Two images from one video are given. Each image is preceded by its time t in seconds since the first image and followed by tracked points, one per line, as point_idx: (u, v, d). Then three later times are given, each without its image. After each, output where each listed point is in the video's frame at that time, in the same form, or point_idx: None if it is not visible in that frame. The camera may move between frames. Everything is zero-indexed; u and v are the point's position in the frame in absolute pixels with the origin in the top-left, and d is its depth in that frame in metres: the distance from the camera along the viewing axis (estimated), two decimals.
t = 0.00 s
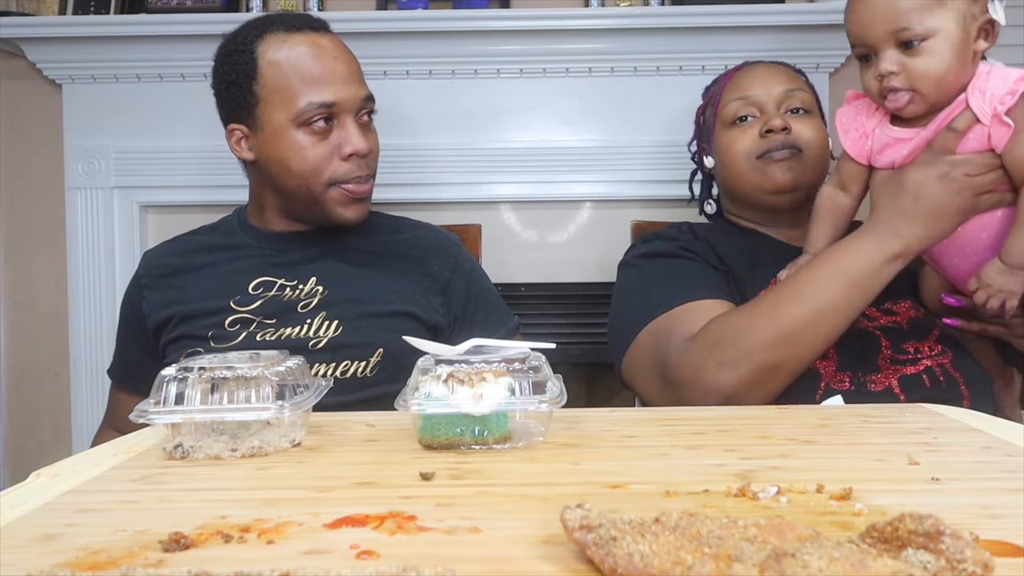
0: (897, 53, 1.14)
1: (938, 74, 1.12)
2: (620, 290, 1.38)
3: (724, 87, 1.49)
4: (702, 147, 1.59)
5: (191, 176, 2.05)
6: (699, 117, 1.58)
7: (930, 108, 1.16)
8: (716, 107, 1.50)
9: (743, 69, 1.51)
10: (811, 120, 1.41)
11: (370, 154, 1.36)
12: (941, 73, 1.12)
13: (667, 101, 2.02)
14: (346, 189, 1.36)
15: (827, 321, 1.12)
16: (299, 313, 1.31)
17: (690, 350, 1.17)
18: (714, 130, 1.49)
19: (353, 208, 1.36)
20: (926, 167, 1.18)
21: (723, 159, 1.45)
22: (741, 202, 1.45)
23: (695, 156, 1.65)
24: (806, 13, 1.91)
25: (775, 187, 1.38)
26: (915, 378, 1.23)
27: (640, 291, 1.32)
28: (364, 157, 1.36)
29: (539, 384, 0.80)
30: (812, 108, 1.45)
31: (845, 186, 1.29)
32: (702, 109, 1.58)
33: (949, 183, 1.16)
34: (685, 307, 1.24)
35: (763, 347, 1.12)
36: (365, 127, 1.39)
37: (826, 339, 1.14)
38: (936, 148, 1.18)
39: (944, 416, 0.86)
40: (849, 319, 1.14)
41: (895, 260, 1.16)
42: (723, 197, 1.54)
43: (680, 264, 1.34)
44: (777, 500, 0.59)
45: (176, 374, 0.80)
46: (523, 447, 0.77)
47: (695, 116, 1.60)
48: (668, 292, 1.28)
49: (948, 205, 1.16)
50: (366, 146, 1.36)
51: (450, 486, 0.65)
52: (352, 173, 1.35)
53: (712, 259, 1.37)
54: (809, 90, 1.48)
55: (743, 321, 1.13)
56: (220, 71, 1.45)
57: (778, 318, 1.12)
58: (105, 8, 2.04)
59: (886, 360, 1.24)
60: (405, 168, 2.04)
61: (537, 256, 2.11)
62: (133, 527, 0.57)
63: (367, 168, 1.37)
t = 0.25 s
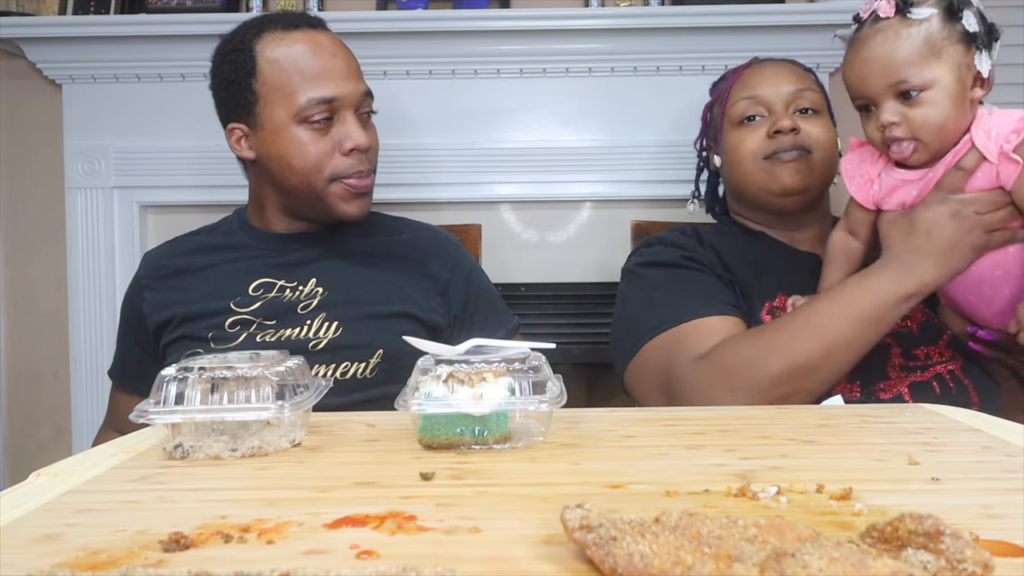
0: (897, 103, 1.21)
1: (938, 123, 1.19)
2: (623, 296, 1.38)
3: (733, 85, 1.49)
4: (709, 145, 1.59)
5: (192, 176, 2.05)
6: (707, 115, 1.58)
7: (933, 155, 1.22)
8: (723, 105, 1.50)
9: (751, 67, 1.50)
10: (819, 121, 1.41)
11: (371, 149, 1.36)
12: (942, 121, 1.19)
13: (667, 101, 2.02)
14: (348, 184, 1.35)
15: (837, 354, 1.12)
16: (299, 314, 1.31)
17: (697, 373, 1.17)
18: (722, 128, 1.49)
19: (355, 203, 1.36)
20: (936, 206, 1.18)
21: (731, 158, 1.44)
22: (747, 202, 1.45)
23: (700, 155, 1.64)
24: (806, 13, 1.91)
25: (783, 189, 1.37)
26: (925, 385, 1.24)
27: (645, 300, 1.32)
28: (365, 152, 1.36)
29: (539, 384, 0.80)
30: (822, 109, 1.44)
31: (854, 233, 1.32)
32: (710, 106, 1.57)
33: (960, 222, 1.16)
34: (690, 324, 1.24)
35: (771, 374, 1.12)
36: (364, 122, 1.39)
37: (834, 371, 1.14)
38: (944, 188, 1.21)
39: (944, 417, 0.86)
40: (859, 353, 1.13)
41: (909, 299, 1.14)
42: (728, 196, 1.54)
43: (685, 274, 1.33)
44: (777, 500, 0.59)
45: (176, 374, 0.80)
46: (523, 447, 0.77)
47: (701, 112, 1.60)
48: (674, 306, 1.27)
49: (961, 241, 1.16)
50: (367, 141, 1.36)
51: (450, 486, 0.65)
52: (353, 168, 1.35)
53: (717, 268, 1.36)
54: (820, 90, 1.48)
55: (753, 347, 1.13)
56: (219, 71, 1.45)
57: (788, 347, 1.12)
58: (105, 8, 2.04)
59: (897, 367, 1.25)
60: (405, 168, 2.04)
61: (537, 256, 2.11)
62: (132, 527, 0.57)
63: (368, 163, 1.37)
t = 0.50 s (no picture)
0: (898, 135, 1.23)
1: (939, 153, 1.21)
2: (620, 297, 1.38)
3: (735, 83, 1.49)
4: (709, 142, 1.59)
5: (191, 176, 2.05)
6: (707, 112, 1.58)
7: (936, 182, 1.25)
8: (724, 104, 1.50)
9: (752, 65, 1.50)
10: (821, 121, 1.40)
11: (373, 147, 1.36)
12: (943, 150, 1.21)
13: (667, 102, 2.02)
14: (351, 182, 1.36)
15: (835, 361, 1.12)
16: (299, 315, 1.31)
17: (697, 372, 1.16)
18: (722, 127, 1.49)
19: (358, 201, 1.36)
20: (942, 225, 1.18)
21: (731, 158, 1.44)
22: (747, 202, 1.45)
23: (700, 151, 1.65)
24: (806, 12, 1.91)
25: (783, 191, 1.37)
26: (925, 392, 1.25)
27: (641, 299, 1.32)
28: (367, 150, 1.36)
29: (540, 384, 0.80)
30: (825, 109, 1.44)
31: (856, 261, 1.33)
32: (711, 103, 1.57)
33: (967, 240, 1.16)
34: (684, 324, 1.24)
35: (768, 377, 1.12)
36: (366, 120, 1.40)
37: (831, 379, 1.13)
38: (950, 207, 1.20)
39: (944, 417, 0.86)
40: (857, 364, 1.13)
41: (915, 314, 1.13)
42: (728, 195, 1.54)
43: (681, 273, 1.33)
44: (777, 500, 0.59)
45: (176, 374, 0.80)
46: (523, 447, 0.77)
47: (703, 109, 1.60)
48: (668, 304, 1.28)
49: (967, 259, 1.15)
50: (369, 138, 1.36)
51: (450, 486, 0.65)
52: (356, 166, 1.35)
53: (712, 269, 1.37)
54: (823, 91, 1.47)
55: (753, 348, 1.13)
56: (219, 71, 1.45)
57: (787, 351, 1.12)
58: (105, 8, 2.04)
59: (898, 374, 1.26)
60: (405, 168, 2.04)
61: (537, 256, 2.11)
62: (133, 527, 0.57)
63: (370, 161, 1.37)
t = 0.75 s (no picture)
0: (922, 162, 1.23)
1: (963, 183, 1.21)
2: (614, 298, 1.38)
3: (731, 82, 1.48)
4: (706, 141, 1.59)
5: (191, 176, 2.05)
6: (703, 111, 1.57)
7: (957, 213, 1.24)
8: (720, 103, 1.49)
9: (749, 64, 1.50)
10: (816, 123, 1.40)
11: (374, 148, 1.36)
12: (967, 181, 1.21)
13: (668, 102, 2.02)
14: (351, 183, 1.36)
15: (832, 369, 1.11)
16: (300, 317, 1.31)
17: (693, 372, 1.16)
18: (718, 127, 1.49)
19: (358, 201, 1.36)
20: (954, 248, 1.17)
21: (726, 159, 1.44)
22: (741, 203, 1.45)
23: (697, 150, 1.65)
24: (806, 12, 1.91)
25: (774, 194, 1.37)
26: (915, 394, 1.25)
27: (635, 300, 1.32)
28: (369, 150, 1.36)
29: (539, 384, 0.80)
30: (821, 111, 1.44)
31: (859, 279, 1.33)
32: (708, 102, 1.57)
33: (975, 264, 1.15)
34: (677, 325, 1.24)
35: (764, 381, 1.11)
36: (367, 121, 1.39)
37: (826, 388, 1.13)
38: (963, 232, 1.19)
39: (944, 417, 0.86)
40: (854, 375, 1.12)
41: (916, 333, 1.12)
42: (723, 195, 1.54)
43: (673, 274, 1.34)
44: (777, 500, 0.59)
45: (176, 374, 0.80)
46: (523, 447, 0.77)
47: (699, 107, 1.59)
48: (663, 305, 1.28)
49: (972, 286, 1.14)
50: (370, 139, 1.36)
51: (450, 486, 0.65)
52: (357, 167, 1.35)
53: (705, 270, 1.37)
54: (819, 93, 1.47)
55: (752, 352, 1.13)
56: (220, 71, 1.45)
57: (787, 357, 1.12)
58: (105, 8, 2.04)
59: (890, 375, 1.26)
60: (405, 168, 2.04)
61: (537, 256, 2.11)
62: (133, 527, 0.57)
63: (371, 161, 1.37)
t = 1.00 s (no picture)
0: (959, 180, 1.24)
1: (997, 205, 1.22)
2: (613, 297, 1.38)
3: (733, 81, 1.47)
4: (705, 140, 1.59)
5: (191, 176, 2.05)
6: (703, 110, 1.57)
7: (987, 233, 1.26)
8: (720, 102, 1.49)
9: (750, 63, 1.50)
10: (818, 124, 1.40)
11: (374, 149, 1.36)
12: (1002, 203, 1.22)
13: (668, 102, 2.02)
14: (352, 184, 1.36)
15: (841, 372, 1.11)
16: (300, 317, 1.31)
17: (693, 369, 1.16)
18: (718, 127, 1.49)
19: (358, 203, 1.36)
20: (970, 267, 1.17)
21: (727, 160, 1.44)
22: (742, 204, 1.45)
23: (697, 148, 1.65)
24: (806, 12, 1.91)
25: (775, 196, 1.38)
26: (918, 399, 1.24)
27: (635, 297, 1.32)
28: (369, 151, 1.36)
29: (540, 384, 0.80)
30: (823, 112, 1.44)
31: (874, 285, 1.34)
32: (707, 101, 1.57)
33: (992, 285, 1.14)
34: (680, 320, 1.25)
35: (773, 379, 1.11)
36: (367, 122, 1.39)
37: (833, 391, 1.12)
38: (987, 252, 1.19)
39: (944, 417, 0.86)
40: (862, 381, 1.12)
41: (927, 344, 1.12)
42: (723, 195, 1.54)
43: (675, 272, 1.34)
44: (777, 500, 0.59)
45: (176, 374, 0.80)
46: (523, 447, 0.77)
47: (700, 105, 1.59)
48: (662, 305, 1.28)
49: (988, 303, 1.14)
50: (370, 140, 1.36)
51: (450, 486, 0.65)
52: (357, 168, 1.35)
53: (706, 269, 1.37)
54: (822, 93, 1.47)
55: (764, 350, 1.13)
56: (220, 71, 1.45)
57: (799, 357, 1.12)
58: (105, 8, 2.04)
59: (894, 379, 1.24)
60: (404, 168, 2.04)
61: (537, 256, 2.11)
62: (133, 527, 0.57)
63: (372, 162, 1.37)
